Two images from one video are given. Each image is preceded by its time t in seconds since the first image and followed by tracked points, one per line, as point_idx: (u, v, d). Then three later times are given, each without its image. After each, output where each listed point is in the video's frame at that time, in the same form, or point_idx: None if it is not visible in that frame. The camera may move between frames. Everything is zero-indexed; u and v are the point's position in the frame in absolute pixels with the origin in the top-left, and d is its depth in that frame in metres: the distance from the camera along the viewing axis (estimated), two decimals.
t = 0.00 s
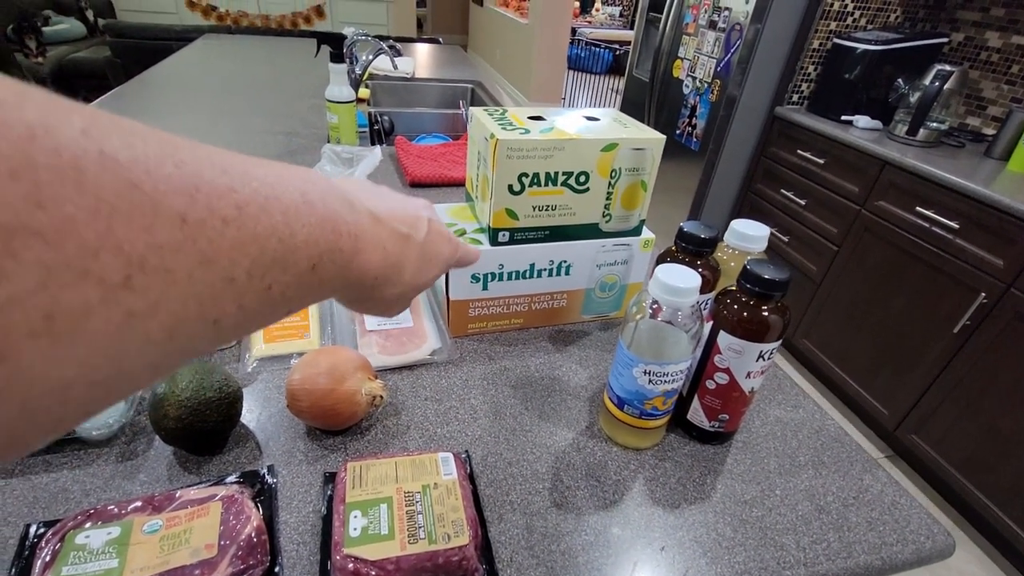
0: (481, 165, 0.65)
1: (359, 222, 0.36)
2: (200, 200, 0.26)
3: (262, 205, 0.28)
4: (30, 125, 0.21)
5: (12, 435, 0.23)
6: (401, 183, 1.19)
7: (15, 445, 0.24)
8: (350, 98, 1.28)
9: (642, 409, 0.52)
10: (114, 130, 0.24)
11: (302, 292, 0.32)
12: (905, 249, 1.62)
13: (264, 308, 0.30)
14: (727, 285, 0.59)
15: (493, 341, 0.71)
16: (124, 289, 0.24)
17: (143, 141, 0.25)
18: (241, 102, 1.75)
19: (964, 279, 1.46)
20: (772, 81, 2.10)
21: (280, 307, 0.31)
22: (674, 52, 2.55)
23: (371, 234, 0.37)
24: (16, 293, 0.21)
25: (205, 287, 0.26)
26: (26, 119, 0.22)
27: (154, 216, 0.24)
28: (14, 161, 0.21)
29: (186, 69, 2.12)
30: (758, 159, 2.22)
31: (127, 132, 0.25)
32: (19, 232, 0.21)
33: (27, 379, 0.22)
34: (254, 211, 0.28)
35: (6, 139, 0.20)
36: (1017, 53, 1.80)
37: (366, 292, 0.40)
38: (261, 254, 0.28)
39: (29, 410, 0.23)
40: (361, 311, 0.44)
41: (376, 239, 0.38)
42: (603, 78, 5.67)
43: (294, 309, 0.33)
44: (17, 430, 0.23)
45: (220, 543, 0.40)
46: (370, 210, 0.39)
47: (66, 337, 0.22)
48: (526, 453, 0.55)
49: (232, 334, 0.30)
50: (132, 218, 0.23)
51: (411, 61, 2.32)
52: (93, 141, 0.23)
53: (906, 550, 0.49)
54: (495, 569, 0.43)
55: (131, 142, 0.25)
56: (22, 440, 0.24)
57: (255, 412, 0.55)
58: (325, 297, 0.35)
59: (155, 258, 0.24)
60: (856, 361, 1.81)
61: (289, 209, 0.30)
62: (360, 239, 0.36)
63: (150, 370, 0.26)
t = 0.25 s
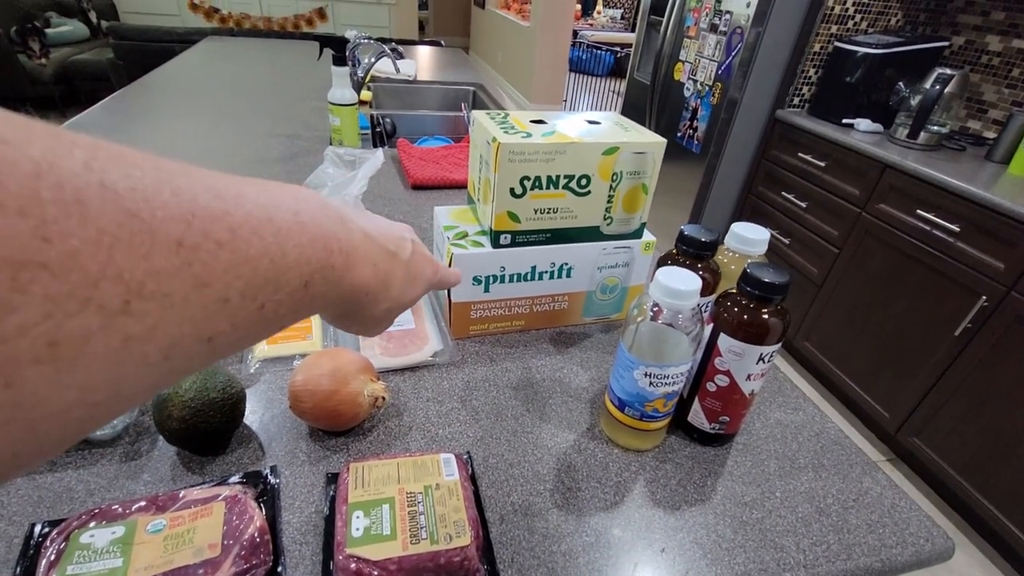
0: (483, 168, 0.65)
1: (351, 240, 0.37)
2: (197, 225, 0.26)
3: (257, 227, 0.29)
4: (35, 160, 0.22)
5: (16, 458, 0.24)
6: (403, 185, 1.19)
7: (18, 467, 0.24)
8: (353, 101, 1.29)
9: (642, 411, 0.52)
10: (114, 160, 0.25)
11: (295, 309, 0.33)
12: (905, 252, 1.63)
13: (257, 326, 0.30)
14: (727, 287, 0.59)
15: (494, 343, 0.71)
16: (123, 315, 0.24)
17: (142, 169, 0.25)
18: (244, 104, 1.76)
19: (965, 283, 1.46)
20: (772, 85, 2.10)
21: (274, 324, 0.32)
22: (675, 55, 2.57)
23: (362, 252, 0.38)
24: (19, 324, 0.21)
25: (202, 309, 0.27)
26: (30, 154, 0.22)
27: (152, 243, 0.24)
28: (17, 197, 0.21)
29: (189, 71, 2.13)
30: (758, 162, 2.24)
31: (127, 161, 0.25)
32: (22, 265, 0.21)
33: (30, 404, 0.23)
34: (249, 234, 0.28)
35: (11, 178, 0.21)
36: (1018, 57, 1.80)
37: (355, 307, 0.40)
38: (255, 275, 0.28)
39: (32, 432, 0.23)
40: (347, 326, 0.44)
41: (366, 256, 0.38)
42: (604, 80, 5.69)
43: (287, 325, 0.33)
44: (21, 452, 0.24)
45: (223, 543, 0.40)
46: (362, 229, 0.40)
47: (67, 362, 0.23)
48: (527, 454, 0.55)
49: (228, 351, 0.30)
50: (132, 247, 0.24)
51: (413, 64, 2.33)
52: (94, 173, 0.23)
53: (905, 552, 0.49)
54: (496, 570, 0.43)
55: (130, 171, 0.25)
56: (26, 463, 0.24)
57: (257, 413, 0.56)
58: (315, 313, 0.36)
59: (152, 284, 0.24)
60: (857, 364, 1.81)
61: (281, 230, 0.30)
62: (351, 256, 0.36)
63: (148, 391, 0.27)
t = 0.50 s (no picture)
0: (486, 167, 0.65)
1: (352, 241, 0.37)
2: (197, 227, 0.26)
3: (258, 228, 0.29)
4: (34, 161, 0.22)
5: (15, 462, 0.24)
6: (404, 185, 1.19)
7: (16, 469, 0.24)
8: (354, 99, 1.29)
9: (643, 410, 0.52)
10: (113, 161, 0.25)
11: (296, 311, 0.33)
12: (906, 254, 1.62)
13: (257, 329, 0.30)
14: (729, 288, 0.59)
15: (495, 342, 0.71)
16: (122, 317, 0.24)
17: (142, 170, 0.25)
18: (245, 103, 1.76)
19: (966, 285, 1.46)
20: (774, 87, 2.10)
21: (275, 327, 0.32)
22: (677, 56, 2.57)
23: (364, 253, 0.38)
24: (17, 326, 0.21)
25: (201, 312, 0.26)
26: (29, 155, 0.22)
27: (151, 245, 0.24)
28: (15, 198, 0.21)
29: (191, 70, 2.12)
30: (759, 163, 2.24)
31: (128, 162, 0.25)
32: (20, 266, 0.21)
33: (27, 406, 0.22)
34: (249, 235, 0.28)
35: (10, 179, 0.20)
36: (1019, 60, 1.80)
37: (357, 310, 0.40)
38: (256, 277, 0.28)
39: (31, 434, 0.23)
40: (348, 329, 0.44)
41: (367, 258, 0.38)
42: (605, 81, 5.69)
43: (288, 326, 0.33)
44: (18, 455, 0.24)
45: (223, 540, 0.40)
46: (364, 230, 0.40)
47: (65, 364, 0.23)
48: (528, 453, 0.55)
49: (228, 354, 0.30)
50: (132, 249, 0.24)
51: (415, 64, 2.32)
52: (94, 174, 0.23)
53: (907, 553, 0.49)
54: (496, 568, 0.43)
55: (130, 173, 0.25)
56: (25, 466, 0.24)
57: (258, 410, 0.56)
58: (317, 314, 0.35)
59: (152, 286, 0.24)
60: (858, 366, 1.81)
61: (282, 232, 0.30)
62: (353, 257, 0.36)
63: (147, 394, 0.27)
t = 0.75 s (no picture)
0: (487, 166, 0.65)
1: (357, 236, 0.36)
2: (203, 218, 0.26)
3: (263, 221, 0.29)
4: (39, 149, 0.21)
5: (18, 453, 0.24)
6: (404, 183, 1.19)
7: (19, 462, 0.24)
8: (355, 98, 1.28)
9: (643, 411, 0.52)
10: (119, 150, 0.24)
11: (300, 306, 0.32)
12: (907, 255, 1.62)
13: (262, 323, 0.30)
14: (729, 288, 0.59)
15: (495, 342, 0.71)
16: (127, 308, 0.24)
17: (148, 160, 0.25)
18: (246, 101, 1.76)
19: (966, 287, 1.46)
20: (776, 87, 2.10)
21: (279, 321, 0.32)
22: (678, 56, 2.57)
23: (370, 249, 0.38)
24: (21, 315, 0.21)
25: (207, 304, 0.26)
26: (34, 143, 0.21)
27: (157, 235, 0.24)
28: (21, 186, 0.21)
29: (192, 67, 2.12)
30: (760, 164, 2.24)
31: (134, 152, 0.25)
32: (25, 255, 0.21)
33: (31, 397, 0.22)
34: (254, 228, 0.28)
35: (15, 166, 0.20)
36: (1021, 62, 1.80)
37: (361, 306, 0.40)
38: (261, 270, 0.28)
39: (34, 426, 0.23)
40: (350, 326, 0.44)
41: (373, 252, 0.38)
42: (606, 82, 5.69)
43: (291, 322, 0.33)
44: (21, 447, 0.24)
45: (221, 538, 0.40)
46: (369, 226, 0.40)
47: (70, 355, 0.23)
48: (527, 453, 0.55)
49: (232, 348, 0.30)
50: (138, 239, 0.24)
51: (416, 62, 2.32)
52: (99, 163, 0.23)
53: (907, 555, 0.49)
54: (495, 568, 0.43)
55: (135, 162, 0.25)
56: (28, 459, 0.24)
57: (257, 409, 0.56)
58: (321, 310, 0.35)
59: (158, 277, 0.24)
60: (858, 368, 1.81)
61: (288, 225, 0.30)
62: (358, 252, 0.36)
63: (151, 387, 0.26)
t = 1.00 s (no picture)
0: (485, 167, 0.65)
1: (355, 238, 0.36)
2: (200, 220, 0.26)
3: (261, 223, 0.29)
4: (36, 151, 0.22)
5: (15, 455, 0.24)
6: (404, 184, 1.19)
7: (16, 462, 0.24)
8: (355, 98, 1.29)
9: (641, 412, 0.52)
10: (117, 153, 0.24)
11: (298, 308, 0.33)
12: (906, 256, 1.62)
13: (260, 324, 0.30)
14: (727, 289, 0.59)
15: (494, 343, 0.71)
16: (123, 311, 0.24)
17: (146, 163, 0.25)
18: (246, 101, 1.76)
19: (965, 288, 1.46)
20: (775, 88, 2.10)
21: (276, 323, 0.32)
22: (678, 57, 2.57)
23: (367, 251, 0.38)
24: (18, 318, 0.21)
25: (204, 306, 0.26)
26: (32, 146, 0.22)
27: (154, 238, 0.24)
28: (18, 189, 0.21)
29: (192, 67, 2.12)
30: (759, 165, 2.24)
31: (132, 154, 0.25)
32: (22, 258, 0.21)
33: (27, 399, 0.23)
34: (252, 230, 0.28)
35: (12, 169, 0.20)
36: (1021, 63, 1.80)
37: (359, 306, 0.40)
38: (258, 272, 0.28)
39: (31, 427, 0.23)
40: (348, 328, 0.44)
41: (371, 254, 0.38)
42: (606, 82, 5.69)
43: (289, 324, 0.33)
44: (18, 448, 0.24)
45: (219, 538, 0.40)
46: (367, 228, 0.40)
47: (67, 358, 0.23)
48: (525, 454, 0.55)
49: (229, 350, 0.30)
50: (134, 241, 0.24)
51: (416, 63, 2.32)
52: (97, 166, 0.23)
53: (903, 557, 0.49)
54: (492, 568, 0.43)
55: (133, 165, 0.25)
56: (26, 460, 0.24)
57: (255, 410, 0.56)
58: (319, 312, 0.35)
59: (155, 279, 0.24)
60: (857, 369, 1.81)
61: (286, 227, 0.30)
62: (356, 254, 0.36)
63: (148, 388, 0.27)
